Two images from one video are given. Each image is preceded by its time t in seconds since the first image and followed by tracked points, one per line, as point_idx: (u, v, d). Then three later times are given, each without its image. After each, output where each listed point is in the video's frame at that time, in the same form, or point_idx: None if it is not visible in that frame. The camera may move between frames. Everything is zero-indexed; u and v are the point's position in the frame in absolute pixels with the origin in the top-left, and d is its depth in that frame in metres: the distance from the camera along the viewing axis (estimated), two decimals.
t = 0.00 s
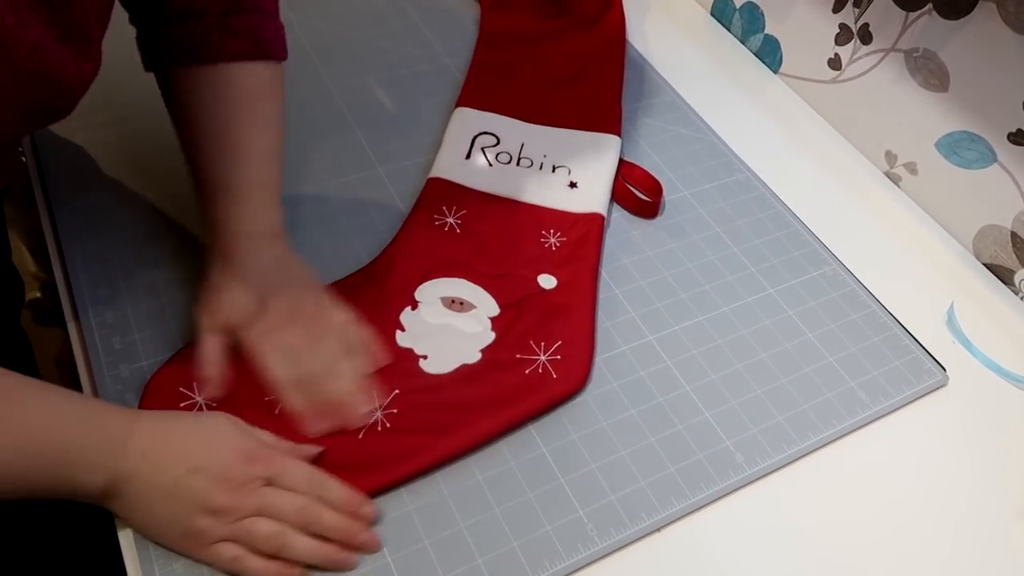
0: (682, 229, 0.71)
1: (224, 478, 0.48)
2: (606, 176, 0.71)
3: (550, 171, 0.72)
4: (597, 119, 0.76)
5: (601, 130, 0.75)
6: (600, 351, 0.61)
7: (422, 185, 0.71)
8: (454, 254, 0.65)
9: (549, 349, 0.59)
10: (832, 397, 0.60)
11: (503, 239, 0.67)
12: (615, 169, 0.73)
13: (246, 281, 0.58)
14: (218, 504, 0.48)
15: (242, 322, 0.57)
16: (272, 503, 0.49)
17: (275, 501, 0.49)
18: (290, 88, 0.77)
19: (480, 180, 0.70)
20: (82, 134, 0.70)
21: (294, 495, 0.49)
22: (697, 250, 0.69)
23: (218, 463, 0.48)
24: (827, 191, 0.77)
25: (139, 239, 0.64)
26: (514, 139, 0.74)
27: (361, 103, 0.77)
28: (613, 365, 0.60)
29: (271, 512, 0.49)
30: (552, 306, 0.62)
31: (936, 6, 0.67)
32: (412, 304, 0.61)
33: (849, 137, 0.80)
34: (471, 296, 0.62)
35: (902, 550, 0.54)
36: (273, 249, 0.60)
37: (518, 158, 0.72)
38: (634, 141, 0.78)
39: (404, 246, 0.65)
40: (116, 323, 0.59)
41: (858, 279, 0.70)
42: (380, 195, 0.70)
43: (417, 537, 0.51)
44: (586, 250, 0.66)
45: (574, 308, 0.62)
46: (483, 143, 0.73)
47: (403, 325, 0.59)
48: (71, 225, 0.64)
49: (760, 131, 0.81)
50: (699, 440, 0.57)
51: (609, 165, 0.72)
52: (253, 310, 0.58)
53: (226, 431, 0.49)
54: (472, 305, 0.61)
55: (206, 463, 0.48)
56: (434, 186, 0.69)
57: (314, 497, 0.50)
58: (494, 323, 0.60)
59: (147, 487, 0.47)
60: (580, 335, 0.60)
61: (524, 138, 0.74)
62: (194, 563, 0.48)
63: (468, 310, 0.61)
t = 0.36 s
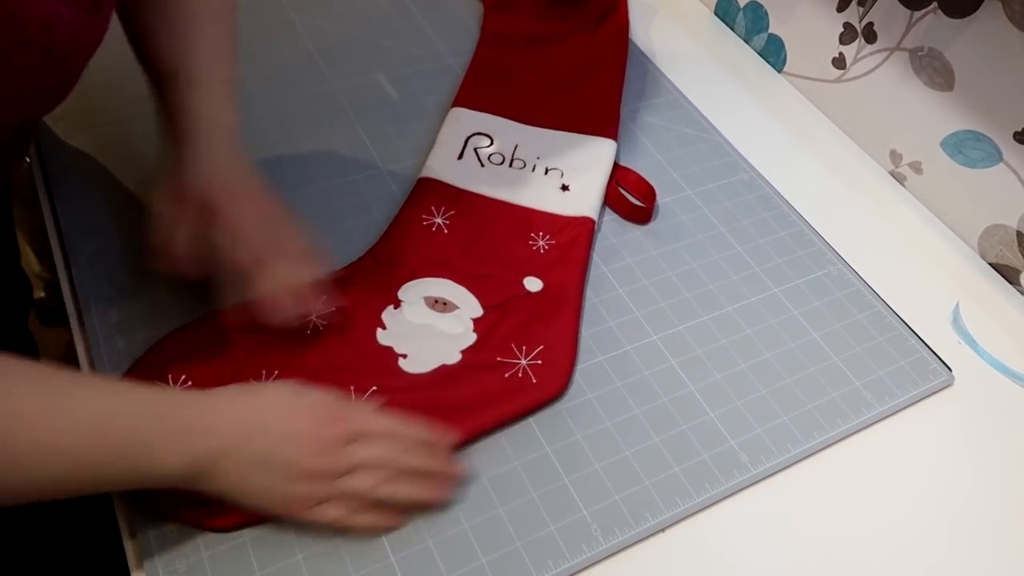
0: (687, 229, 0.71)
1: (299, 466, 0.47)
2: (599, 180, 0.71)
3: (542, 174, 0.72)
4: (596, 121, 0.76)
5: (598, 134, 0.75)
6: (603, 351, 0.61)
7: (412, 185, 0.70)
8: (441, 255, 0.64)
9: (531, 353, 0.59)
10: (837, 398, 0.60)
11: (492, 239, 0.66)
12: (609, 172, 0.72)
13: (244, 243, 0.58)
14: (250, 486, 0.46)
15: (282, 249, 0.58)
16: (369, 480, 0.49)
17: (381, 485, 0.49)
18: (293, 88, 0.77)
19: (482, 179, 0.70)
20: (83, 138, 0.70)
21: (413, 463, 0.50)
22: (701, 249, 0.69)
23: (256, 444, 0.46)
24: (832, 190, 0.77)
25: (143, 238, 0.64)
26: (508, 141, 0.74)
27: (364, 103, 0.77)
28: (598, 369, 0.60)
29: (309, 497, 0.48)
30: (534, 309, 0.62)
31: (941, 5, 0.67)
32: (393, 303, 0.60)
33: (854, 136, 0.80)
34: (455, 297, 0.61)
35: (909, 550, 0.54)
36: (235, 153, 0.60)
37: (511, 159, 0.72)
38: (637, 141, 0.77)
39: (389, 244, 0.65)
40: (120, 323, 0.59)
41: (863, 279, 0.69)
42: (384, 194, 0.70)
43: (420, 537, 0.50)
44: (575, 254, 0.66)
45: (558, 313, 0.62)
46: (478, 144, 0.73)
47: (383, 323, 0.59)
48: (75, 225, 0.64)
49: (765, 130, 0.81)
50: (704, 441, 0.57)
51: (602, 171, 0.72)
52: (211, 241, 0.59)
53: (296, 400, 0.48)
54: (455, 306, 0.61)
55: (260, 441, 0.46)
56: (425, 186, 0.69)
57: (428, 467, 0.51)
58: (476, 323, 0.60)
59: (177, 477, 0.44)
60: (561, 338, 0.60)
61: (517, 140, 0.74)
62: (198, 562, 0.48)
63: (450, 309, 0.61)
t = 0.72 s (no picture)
0: (688, 226, 0.70)
1: (477, 439, 0.52)
2: (598, 176, 0.71)
3: (541, 168, 0.71)
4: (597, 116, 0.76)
5: (599, 129, 0.75)
6: (604, 348, 0.61)
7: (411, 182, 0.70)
8: (441, 253, 0.64)
9: (531, 354, 0.59)
10: (839, 395, 0.60)
11: (491, 235, 0.66)
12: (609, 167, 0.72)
13: (109, 156, 0.54)
14: (378, 456, 0.49)
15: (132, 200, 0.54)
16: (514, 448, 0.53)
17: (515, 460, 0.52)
18: (295, 84, 0.77)
19: (482, 176, 0.70)
20: (75, 131, 0.68)
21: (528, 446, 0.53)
22: (702, 246, 0.69)
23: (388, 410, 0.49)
24: (834, 186, 0.76)
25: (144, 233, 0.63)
26: (507, 137, 0.73)
27: (365, 99, 0.77)
28: (600, 367, 0.60)
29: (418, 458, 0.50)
30: (533, 307, 0.62)
31: (944, 1, 0.67)
32: (393, 301, 0.60)
33: (855, 133, 0.80)
34: (455, 294, 0.61)
35: (910, 548, 0.54)
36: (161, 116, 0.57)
37: (509, 154, 0.72)
38: (638, 137, 0.77)
39: (391, 242, 0.64)
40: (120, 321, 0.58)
41: (864, 275, 0.69)
42: (384, 191, 0.69)
43: (421, 534, 0.50)
44: (575, 249, 0.66)
45: (558, 312, 0.61)
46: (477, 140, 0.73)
47: (384, 321, 0.59)
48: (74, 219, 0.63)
49: (766, 126, 0.81)
50: (705, 438, 0.57)
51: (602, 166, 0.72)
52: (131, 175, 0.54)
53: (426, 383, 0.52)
54: (454, 303, 0.61)
55: (450, 414, 0.51)
56: (423, 182, 0.69)
57: (549, 459, 0.53)
58: (478, 319, 0.60)
59: (296, 460, 0.44)
60: (563, 336, 0.60)
61: (516, 136, 0.74)
62: (199, 560, 0.48)
63: (450, 306, 0.61)
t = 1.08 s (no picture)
0: (689, 225, 0.71)
1: (397, 481, 0.48)
2: (610, 214, 0.67)
3: (561, 205, 0.67)
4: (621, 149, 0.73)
5: (602, 147, 0.73)
6: (605, 348, 0.61)
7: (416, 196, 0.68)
8: (429, 274, 0.62)
9: (479, 399, 0.56)
10: (839, 394, 0.60)
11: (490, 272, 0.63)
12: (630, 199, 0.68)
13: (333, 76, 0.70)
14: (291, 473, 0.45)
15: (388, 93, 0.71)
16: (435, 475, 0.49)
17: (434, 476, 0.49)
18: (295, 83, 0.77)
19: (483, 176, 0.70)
20: (78, 135, 0.69)
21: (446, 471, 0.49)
22: (702, 245, 0.69)
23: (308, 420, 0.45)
24: (833, 184, 0.77)
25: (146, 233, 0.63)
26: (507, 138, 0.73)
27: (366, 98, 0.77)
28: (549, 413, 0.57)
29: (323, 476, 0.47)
30: (500, 356, 0.58)
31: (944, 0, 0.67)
32: (361, 315, 0.59)
33: (855, 132, 0.80)
34: (426, 323, 0.59)
35: (907, 544, 0.54)
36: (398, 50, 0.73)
37: (531, 185, 0.68)
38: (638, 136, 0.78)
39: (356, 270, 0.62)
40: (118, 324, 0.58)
41: (864, 273, 0.69)
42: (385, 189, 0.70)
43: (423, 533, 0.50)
44: (563, 301, 0.62)
45: (525, 360, 0.58)
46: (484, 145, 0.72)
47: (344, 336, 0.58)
48: (77, 219, 0.63)
49: (765, 125, 0.81)
50: (706, 437, 0.57)
51: (618, 215, 0.67)
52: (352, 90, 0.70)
53: (371, 415, 0.46)
54: (422, 331, 0.59)
55: (391, 455, 0.47)
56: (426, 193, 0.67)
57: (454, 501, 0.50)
58: (438, 353, 0.58)
59: (223, 464, 0.42)
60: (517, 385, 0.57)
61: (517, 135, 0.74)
62: (201, 559, 0.48)
63: (421, 331, 0.59)
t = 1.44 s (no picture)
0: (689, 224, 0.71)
1: (291, 426, 0.47)
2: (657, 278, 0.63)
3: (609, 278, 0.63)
4: (707, 208, 0.69)
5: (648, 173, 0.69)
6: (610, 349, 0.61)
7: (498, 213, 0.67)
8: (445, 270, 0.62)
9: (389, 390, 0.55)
10: (838, 392, 0.61)
11: (503, 291, 0.61)
12: (694, 276, 0.63)
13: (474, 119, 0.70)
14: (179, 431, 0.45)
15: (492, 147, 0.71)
16: (336, 432, 0.48)
17: (346, 432, 0.49)
18: (296, 82, 0.77)
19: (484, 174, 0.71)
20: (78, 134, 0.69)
21: (355, 433, 0.49)
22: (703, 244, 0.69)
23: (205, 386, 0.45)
24: (832, 182, 0.77)
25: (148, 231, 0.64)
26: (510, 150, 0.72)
27: (366, 97, 0.77)
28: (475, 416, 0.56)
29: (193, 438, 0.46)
30: (455, 370, 0.56)
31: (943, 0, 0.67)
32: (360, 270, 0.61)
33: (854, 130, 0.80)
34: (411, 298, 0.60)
35: (906, 542, 0.54)
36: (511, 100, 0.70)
37: (598, 251, 0.64)
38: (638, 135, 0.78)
39: (317, 263, 0.61)
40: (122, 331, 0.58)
41: (863, 272, 0.70)
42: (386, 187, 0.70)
43: (424, 532, 0.51)
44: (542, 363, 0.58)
45: (479, 382, 0.56)
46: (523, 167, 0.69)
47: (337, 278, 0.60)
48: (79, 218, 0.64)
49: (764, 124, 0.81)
50: (706, 436, 0.57)
51: (659, 321, 0.60)
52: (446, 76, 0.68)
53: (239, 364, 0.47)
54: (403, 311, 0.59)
55: (249, 401, 0.46)
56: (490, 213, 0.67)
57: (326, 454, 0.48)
58: (399, 334, 0.58)
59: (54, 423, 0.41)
60: (446, 404, 0.55)
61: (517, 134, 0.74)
62: (204, 557, 0.48)
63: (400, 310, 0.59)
